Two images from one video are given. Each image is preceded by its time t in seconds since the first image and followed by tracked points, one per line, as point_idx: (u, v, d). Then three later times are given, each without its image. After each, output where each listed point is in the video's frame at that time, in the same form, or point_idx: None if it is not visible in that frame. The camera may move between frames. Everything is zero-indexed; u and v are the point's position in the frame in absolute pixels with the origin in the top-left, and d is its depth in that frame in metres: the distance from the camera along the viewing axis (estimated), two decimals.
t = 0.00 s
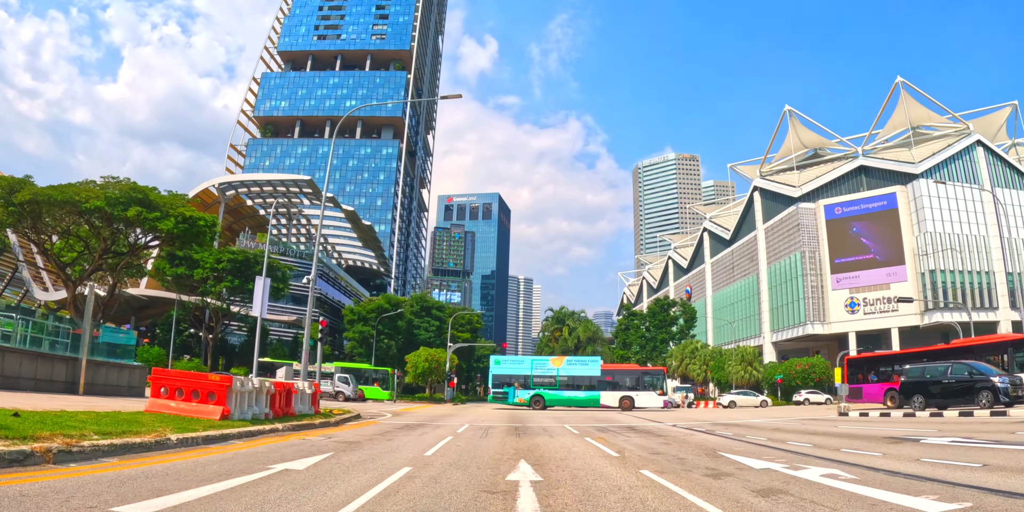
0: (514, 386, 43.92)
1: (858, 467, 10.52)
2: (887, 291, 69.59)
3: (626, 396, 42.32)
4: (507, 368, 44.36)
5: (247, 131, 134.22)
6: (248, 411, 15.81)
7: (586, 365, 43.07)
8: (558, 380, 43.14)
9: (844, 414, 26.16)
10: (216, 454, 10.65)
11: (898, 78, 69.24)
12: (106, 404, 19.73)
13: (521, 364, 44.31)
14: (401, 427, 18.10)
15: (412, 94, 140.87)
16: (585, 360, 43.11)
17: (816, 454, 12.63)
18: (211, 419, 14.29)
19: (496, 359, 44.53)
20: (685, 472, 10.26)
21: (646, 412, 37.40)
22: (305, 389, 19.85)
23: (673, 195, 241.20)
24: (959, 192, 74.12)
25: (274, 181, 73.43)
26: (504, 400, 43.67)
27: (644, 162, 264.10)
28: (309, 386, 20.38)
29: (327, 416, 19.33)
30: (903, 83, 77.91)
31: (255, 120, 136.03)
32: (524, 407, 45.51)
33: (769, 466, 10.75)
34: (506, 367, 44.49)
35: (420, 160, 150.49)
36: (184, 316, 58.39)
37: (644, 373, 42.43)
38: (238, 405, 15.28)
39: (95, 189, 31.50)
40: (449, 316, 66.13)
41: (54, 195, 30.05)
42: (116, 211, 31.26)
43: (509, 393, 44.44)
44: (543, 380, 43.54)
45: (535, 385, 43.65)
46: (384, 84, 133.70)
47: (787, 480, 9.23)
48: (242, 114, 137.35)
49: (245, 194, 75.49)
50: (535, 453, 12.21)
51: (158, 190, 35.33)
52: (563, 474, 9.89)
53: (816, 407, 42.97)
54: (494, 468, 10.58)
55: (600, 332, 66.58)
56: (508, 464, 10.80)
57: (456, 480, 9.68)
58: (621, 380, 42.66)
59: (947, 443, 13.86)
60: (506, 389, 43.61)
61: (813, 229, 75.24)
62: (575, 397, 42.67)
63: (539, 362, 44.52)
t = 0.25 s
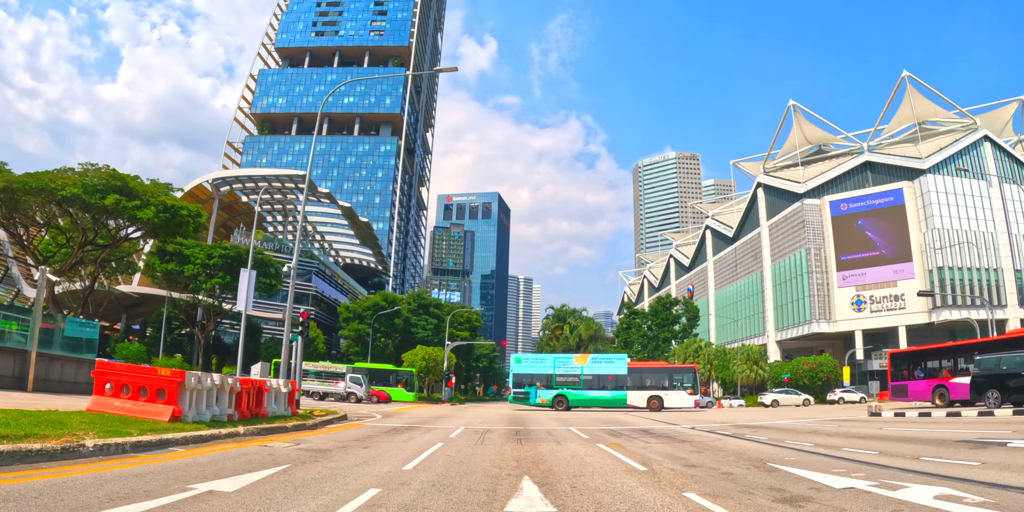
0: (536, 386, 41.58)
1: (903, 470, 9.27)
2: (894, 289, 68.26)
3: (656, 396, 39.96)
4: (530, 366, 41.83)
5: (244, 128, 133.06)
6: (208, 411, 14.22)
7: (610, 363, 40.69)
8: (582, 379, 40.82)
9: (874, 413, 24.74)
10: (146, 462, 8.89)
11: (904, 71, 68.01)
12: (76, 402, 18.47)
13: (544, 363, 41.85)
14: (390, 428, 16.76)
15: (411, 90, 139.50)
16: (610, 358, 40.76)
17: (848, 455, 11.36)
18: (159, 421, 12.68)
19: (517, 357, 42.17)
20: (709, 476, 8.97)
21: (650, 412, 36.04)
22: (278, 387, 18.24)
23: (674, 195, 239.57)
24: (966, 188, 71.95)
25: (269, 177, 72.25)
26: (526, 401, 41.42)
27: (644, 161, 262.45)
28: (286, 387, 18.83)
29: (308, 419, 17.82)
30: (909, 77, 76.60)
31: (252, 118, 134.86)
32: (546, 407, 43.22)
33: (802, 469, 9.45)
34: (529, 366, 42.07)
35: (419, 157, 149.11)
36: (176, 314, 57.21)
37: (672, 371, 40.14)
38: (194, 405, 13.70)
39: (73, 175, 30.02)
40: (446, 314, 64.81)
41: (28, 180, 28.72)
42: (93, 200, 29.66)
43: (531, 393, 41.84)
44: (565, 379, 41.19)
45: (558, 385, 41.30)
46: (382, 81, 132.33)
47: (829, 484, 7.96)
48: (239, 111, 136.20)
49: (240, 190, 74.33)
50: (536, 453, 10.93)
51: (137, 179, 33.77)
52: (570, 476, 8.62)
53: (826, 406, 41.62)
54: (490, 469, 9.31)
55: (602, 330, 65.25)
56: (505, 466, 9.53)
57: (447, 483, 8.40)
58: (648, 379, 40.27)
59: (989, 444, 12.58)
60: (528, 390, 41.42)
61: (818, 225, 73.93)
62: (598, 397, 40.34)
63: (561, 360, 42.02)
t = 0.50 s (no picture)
0: (558, 386, 37.97)
1: (986, 486, 7.78)
2: (899, 287, 67.06)
3: (684, 397, 35.84)
4: (550, 364, 38.22)
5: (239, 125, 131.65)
6: (152, 413, 12.53)
7: (638, 360, 36.76)
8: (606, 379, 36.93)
9: (904, 414, 23.20)
10: (42, 480, 7.29)
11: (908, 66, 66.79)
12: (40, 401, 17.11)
13: (566, 361, 38.13)
14: (375, 431, 15.32)
15: (408, 87, 138.02)
16: (637, 356, 36.74)
17: (894, 464, 9.94)
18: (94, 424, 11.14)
19: (537, 355, 38.69)
20: (748, 492, 7.51)
21: (654, 412, 34.64)
22: (245, 387, 16.62)
23: (673, 194, 238.09)
24: (971, 184, 70.73)
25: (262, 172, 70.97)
26: (548, 403, 37.92)
27: (643, 160, 260.76)
28: (254, 388, 17.16)
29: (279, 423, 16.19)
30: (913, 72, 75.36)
31: (248, 115, 133.45)
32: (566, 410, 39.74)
33: (850, 483, 8.05)
34: (552, 364, 38.47)
35: (416, 155, 147.66)
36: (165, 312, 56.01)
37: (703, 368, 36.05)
38: (136, 405, 12.10)
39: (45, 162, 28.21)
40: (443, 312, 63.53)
41: None
42: (68, 188, 27.79)
43: (552, 395, 38.20)
44: (589, 379, 37.38)
45: (581, 385, 37.52)
46: (379, 77, 130.90)
47: (911, 506, 6.49)
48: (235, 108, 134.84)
49: (232, 186, 73.04)
50: (537, 462, 9.52)
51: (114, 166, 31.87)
52: (577, 493, 7.24)
53: (835, 407, 40.26)
54: (483, 483, 7.90)
55: (601, 328, 64.01)
56: (505, 480, 8.03)
57: (433, 502, 7.06)
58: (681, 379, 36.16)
59: None
60: (549, 391, 37.76)
61: (821, 222, 72.75)
62: (625, 398, 36.40)
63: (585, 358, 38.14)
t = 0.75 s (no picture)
0: (582, 386, 34.65)
1: None
2: (903, 285, 65.99)
3: (719, 396, 32.38)
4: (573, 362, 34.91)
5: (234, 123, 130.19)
6: (80, 414, 10.92)
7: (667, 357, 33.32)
8: (634, 378, 33.49)
9: (939, 413, 22.00)
10: None
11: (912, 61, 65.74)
12: None
13: (589, 359, 34.70)
14: (360, 433, 14.00)
15: (404, 85, 136.71)
16: (665, 352, 33.44)
17: (949, 473, 8.69)
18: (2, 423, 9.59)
19: (560, 353, 35.43)
20: (796, 510, 6.25)
21: (657, 413, 33.43)
22: (203, 386, 15.03)
23: (670, 194, 237.04)
24: (976, 180, 69.69)
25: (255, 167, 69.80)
26: (572, 404, 34.64)
27: (641, 159, 259.54)
28: (215, 389, 15.54)
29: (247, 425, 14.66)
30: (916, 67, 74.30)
31: (243, 112, 131.98)
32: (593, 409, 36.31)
33: (913, 498, 6.80)
34: (575, 363, 35.07)
35: (412, 154, 146.41)
36: (154, 311, 54.69)
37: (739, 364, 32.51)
38: (58, 405, 10.57)
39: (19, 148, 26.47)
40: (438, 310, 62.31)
41: None
42: (42, 176, 26.16)
43: (575, 395, 34.83)
44: (616, 378, 33.98)
45: (607, 384, 34.12)
46: (375, 75, 129.63)
47: None
48: (229, 106, 133.34)
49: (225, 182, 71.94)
50: (540, 472, 8.26)
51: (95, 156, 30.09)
52: None
53: (843, 407, 39.10)
54: (480, 503, 6.56)
55: (601, 327, 62.83)
56: (506, 499, 6.68)
57: None
58: (715, 377, 32.65)
59: None
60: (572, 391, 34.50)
61: (824, 219, 71.66)
62: (653, 398, 32.94)
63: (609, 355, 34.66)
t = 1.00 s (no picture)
0: (608, 385, 32.67)
1: None
2: (906, 283, 65.03)
3: (754, 396, 30.12)
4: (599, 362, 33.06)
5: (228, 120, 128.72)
6: None
7: (698, 354, 31.11)
8: (664, 377, 31.41)
9: (976, 413, 20.94)
10: None
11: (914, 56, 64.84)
12: None
13: (615, 357, 32.72)
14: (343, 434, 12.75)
15: (400, 82, 135.47)
16: (697, 349, 31.20)
17: (1017, 483, 7.57)
18: None
19: (585, 351, 33.61)
20: None
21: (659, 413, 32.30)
22: (156, 387, 13.49)
23: (668, 193, 236.03)
24: (980, 177, 68.81)
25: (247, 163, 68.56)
26: (598, 405, 32.76)
27: (638, 159, 258.54)
28: (171, 387, 13.96)
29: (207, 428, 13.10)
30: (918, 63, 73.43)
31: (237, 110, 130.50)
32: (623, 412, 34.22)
33: None
34: (602, 361, 33.11)
35: (409, 152, 145.14)
36: (143, 309, 53.34)
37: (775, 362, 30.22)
38: None
39: None
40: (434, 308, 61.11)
41: None
42: (13, 162, 24.68)
43: (601, 395, 32.85)
44: (644, 377, 31.93)
45: (635, 383, 32.08)
46: (371, 72, 128.42)
47: None
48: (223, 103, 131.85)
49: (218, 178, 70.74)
50: (546, 489, 7.02)
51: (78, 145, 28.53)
52: None
53: (849, 407, 38.07)
54: None
55: (599, 326, 61.69)
56: None
57: None
58: (750, 375, 30.40)
59: None
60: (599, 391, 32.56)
61: (825, 216, 70.69)
62: (685, 399, 30.86)
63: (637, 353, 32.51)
